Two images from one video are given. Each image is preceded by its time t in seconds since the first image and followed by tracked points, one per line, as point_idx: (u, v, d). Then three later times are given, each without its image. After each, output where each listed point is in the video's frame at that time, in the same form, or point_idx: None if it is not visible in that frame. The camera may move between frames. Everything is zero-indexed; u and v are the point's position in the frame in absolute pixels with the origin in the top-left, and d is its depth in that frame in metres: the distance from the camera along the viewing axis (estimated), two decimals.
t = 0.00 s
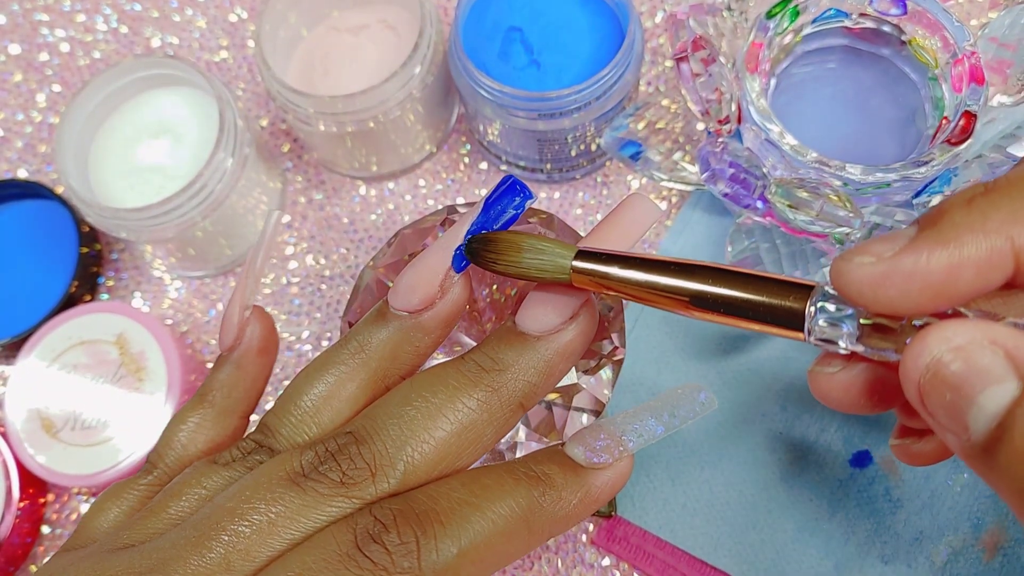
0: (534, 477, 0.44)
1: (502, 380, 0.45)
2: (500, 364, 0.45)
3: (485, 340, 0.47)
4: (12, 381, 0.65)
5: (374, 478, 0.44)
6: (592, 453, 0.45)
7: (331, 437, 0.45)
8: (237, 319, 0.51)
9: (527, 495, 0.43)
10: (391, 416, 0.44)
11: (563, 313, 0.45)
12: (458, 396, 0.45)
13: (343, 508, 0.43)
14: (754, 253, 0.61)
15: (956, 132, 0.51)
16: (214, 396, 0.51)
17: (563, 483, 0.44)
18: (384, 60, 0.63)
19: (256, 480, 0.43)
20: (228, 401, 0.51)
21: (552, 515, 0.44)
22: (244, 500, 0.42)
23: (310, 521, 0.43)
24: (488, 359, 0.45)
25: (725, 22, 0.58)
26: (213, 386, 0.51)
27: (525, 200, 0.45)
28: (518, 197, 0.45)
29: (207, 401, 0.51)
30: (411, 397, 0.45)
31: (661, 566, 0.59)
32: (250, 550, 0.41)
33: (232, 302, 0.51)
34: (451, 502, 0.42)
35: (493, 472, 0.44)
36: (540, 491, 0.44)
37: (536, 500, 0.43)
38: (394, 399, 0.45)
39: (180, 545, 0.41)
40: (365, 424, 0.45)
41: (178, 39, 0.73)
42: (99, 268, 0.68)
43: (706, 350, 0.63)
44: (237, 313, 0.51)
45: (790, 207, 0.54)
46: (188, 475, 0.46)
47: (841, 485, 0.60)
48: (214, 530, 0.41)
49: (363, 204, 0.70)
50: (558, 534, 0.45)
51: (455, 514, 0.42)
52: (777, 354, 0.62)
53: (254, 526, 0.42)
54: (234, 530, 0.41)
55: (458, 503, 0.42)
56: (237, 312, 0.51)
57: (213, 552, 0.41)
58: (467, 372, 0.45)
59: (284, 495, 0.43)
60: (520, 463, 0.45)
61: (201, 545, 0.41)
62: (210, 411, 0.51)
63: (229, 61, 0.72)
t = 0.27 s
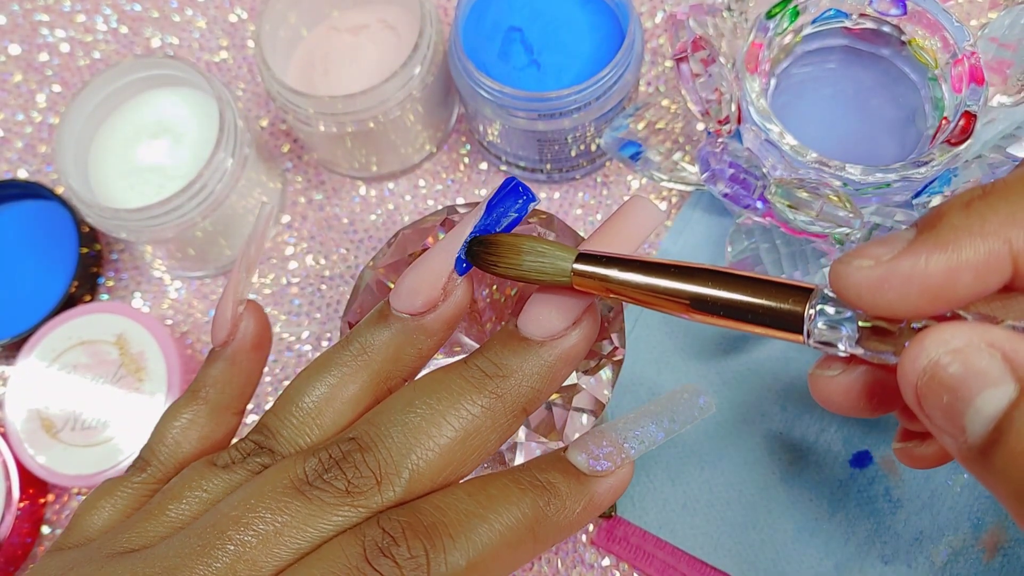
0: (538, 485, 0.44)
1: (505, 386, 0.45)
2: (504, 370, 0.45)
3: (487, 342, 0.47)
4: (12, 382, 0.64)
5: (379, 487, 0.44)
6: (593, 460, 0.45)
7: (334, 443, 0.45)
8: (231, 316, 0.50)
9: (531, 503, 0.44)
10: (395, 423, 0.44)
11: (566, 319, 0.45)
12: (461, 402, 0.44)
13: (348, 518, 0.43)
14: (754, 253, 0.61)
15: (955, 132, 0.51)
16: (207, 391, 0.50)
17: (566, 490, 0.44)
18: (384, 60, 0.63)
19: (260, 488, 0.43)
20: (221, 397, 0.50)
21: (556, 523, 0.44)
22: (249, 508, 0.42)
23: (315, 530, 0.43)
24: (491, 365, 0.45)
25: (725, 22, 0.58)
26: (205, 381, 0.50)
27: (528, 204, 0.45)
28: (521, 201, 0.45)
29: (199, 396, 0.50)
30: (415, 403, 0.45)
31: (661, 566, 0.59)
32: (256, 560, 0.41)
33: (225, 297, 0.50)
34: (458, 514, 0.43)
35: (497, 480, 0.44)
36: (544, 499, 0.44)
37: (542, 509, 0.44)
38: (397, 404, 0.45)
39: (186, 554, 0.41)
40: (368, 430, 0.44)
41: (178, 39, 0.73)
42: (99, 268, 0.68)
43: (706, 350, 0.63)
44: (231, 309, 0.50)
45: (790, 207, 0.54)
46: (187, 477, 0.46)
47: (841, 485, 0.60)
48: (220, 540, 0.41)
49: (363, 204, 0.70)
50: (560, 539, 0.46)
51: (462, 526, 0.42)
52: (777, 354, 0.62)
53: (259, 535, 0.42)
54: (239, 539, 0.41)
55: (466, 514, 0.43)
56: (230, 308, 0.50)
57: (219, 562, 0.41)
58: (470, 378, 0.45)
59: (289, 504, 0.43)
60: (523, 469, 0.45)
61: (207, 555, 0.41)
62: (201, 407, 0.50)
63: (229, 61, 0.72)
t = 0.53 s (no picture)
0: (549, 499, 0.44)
1: (514, 400, 0.45)
2: (513, 383, 0.45)
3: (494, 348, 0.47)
4: (11, 382, 0.64)
5: (392, 506, 0.44)
6: (600, 462, 0.45)
7: (343, 457, 0.45)
8: (216, 304, 0.48)
9: (543, 518, 0.44)
10: (407, 441, 0.44)
11: (574, 332, 0.44)
12: (471, 417, 0.45)
13: (361, 537, 0.44)
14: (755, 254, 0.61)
15: (955, 132, 0.51)
16: (188, 382, 0.48)
17: (576, 503, 0.44)
18: (384, 60, 0.63)
19: (270, 506, 0.43)
20: (205, 388, 0.49)
21: (566, 537, 0.45)
22: (259, 526, 0.42)
23: (328, 549, 0.43)
24: (501, 378, 0.45)
25: (725, 22, 0.57)
26: (185, 371, 0.49)
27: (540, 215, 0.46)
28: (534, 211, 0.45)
29: (181, 386, 0.49)
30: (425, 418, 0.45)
31: (661, 566, 0.60)
32: None
33: (210, 282, 0.48)
34: (473, 536, 0.43)
35: (509, 496, 0.44)
36: (556, 513, 0.44)
37: (554, 526, 0.44)
38: (408, 420, 0.45)
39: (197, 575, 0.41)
40: (378, 446, 0.44)
41: (178, 39, 0.73)
42: (99, 268, 0.68)
43: (707, 349, 0.63)
44: (216, 299, 0.48)
45: (790, 208, 0.53)
46: (185, 483, 0.45)
47: (841, 485, 0.60)
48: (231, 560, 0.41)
49: (363, 204, 0.70)
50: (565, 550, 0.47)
51: (478, 549, 0.43)
52: (777, 354, 0.62)
53: (272, 555, 0.42)
54: (251, 557, 0.41)
55: (479, 534, 0.43)
56: (213, 298, 0.48)
57: None
58: (479, 391, 0.45)
59: (301, 524, 0.43)
60: (533, 481, 0.45)
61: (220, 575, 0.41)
62: (179, 395, 0.49)
63: (229, 61, 0.72)
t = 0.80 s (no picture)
0: (556, 514, 0.45)
1: (522, 414, 0.45)
2: (520, 397, 0.45)
3: (498, 355, 0.46)
4: (11, 382, 0.64)
5: (403, 523, 0.45)
6: (604, 472, 0.46)
7: (351, 472, 0.45)
8: (216, 308, 0.47)
9: (551, 532, 0.45)
10: (416, 460, 0.44)
11: (581, 345, 0.44)
12: (478, 432, 0.45)
13: (373, 552, 0.45)
14: (754, 253, 0.61)
15: (956, 132, 0.51)
16: (181, 383, 0.48)
17: (582, 515, 0.46)
18: (384, 60, 0.63)
19: (284, 527, 0.44)
20: (198, 390, 0.48)
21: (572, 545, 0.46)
22: (274, 547, 0.43)
23: (341, 565, 0.44)
24: (509, 393, 0.45)
25: (725, 23, 0.58)
26: (176, 370, 0.48)
27: (549, 225, 0.45)
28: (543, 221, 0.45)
29: (172, 386, 0.48)
30: (433, 434, 0.45)
31: (661, 566, 0.60)
32: None
33: (210, 283, 0.46)
34: (484, 555, 0.44)
35: (517, 511, 0.45)
36: (563, 527, 0.45)
37: (561, 538, 0.45)
38: (416, 435, 0.45)
39: None
40: (387, 463, 0.45)
41: (178, 39, 0.73)
42: (99, 268, 0.68)
43: (706, 349, 0.63)
44: (216, 302, 0.47)
45: (790, 207, 0.54)
46: (189, 493, 0.46)
47: (841, 485, 0.60)
48: None
49: (363, 204, 0.70)
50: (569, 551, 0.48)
51: (489, 566, 0.44)
52: (777, 354, 0.62)
53: None
54: None
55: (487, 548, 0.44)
56: (213, 301, 0.47)
57: None
58: (487, 404, 0.45)
59: (316, 544, 0.44)
60: (540, 494, 0.46)
61: None
62: (172, 394, 0.48)
63: (229, 61, 0.72)
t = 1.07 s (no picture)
0: (556, 516, 0.45)
1: (523, 417, 0.45)
2: (521, 399, 0.45)
3: (498, 357, 0.46)
4: (11, 382, 0.64)
5: (404, 525, 0.45)
6: (604, 474, 0.46)
7: (352, 475, 0.45)
8: (215, 310, 0.46)
9: (552, 535, 0.45)
10: (417, 462, 0.44)
11: (582, 347, 0.44)
12: (478, 434, 0.45)
13: (374, 555, 0.45)
14: (754, 253, 0.61)
15: (956, 132, 0.51)
16: (180, 384, 0.48)
17: (582, 517, 0.46)
18: (384, 60, 0.63)
19: (285, 530, 0.44)
20: (196, 392, 0.48)
21: (573, 547, 0.46)
22: (277, 551, 0.43)
23: (343, 568, 0.44)
24: (510, 395, 0.45)
25: (725, 23, 0.58)
26: (174, 371, 0.48)
27: (549, 227, 0.45)
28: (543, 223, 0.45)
29: (170, 387, 0.48)
30: (433, 437, 0.45)
31: (661, 566, 0.60)
32: None
33: (208, 284, 0.46)
34: (485, 558, 0.44)
35: (517, 513, 0.45)
36: (563, 529, 0.45)
37: (562, 540, 0.45)
38: (417, 437, 0.45)
39: None
40: (388, 466, 0.45)
41: (178, 39, 0.73)
42: (99, 268, 0.68)
43: (706, 349, 0.63)
44: (214, 304, 0.46)
45: (790, 208, 0.54)
46: (189, 495, 0.46)
47: (841, 485, 0.60)
48: None
49: (363, 204, 0.70)
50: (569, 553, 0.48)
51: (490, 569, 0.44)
52: (776, 354, 0.63)
53: None
54: None
55: (488, 548, 0.44)
56: (212, 303, 0.46)
57: None
58: (487, 406, 0.45)
59: (317, 547, 0.44)
60: (540, 497, 0.46)
61: None
62: (169, 395, 0.48)
63: (229, 61, 0.72)
